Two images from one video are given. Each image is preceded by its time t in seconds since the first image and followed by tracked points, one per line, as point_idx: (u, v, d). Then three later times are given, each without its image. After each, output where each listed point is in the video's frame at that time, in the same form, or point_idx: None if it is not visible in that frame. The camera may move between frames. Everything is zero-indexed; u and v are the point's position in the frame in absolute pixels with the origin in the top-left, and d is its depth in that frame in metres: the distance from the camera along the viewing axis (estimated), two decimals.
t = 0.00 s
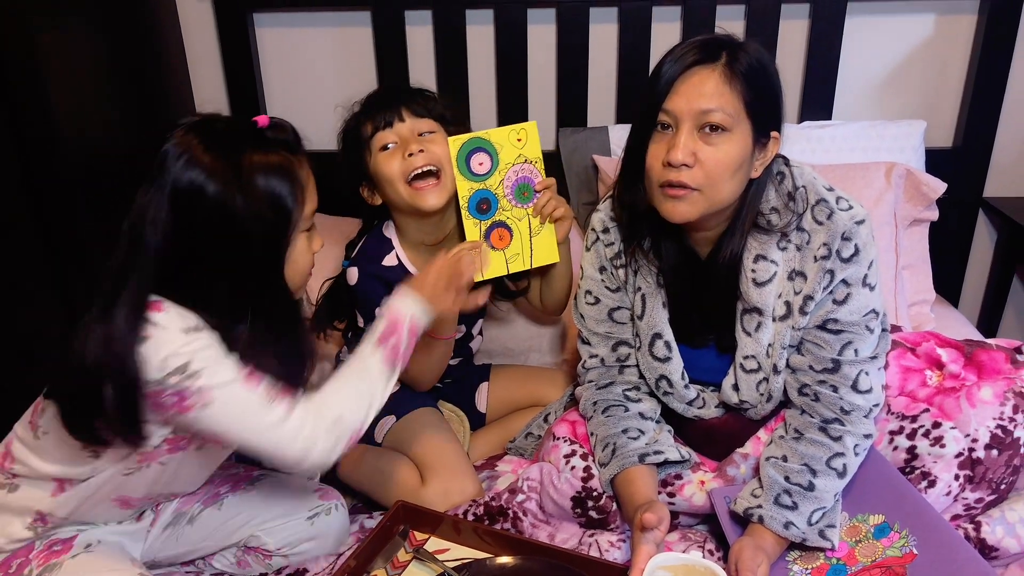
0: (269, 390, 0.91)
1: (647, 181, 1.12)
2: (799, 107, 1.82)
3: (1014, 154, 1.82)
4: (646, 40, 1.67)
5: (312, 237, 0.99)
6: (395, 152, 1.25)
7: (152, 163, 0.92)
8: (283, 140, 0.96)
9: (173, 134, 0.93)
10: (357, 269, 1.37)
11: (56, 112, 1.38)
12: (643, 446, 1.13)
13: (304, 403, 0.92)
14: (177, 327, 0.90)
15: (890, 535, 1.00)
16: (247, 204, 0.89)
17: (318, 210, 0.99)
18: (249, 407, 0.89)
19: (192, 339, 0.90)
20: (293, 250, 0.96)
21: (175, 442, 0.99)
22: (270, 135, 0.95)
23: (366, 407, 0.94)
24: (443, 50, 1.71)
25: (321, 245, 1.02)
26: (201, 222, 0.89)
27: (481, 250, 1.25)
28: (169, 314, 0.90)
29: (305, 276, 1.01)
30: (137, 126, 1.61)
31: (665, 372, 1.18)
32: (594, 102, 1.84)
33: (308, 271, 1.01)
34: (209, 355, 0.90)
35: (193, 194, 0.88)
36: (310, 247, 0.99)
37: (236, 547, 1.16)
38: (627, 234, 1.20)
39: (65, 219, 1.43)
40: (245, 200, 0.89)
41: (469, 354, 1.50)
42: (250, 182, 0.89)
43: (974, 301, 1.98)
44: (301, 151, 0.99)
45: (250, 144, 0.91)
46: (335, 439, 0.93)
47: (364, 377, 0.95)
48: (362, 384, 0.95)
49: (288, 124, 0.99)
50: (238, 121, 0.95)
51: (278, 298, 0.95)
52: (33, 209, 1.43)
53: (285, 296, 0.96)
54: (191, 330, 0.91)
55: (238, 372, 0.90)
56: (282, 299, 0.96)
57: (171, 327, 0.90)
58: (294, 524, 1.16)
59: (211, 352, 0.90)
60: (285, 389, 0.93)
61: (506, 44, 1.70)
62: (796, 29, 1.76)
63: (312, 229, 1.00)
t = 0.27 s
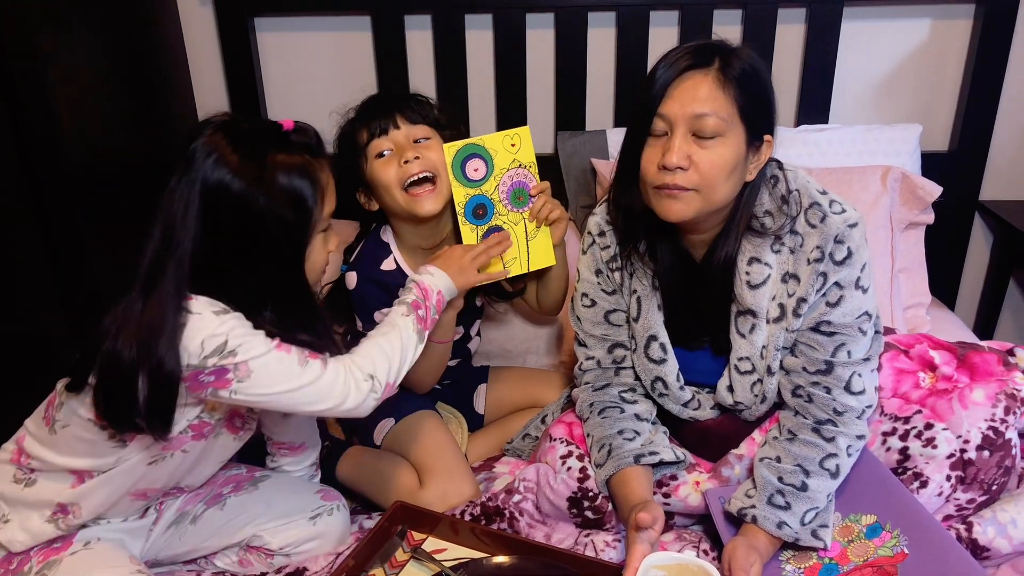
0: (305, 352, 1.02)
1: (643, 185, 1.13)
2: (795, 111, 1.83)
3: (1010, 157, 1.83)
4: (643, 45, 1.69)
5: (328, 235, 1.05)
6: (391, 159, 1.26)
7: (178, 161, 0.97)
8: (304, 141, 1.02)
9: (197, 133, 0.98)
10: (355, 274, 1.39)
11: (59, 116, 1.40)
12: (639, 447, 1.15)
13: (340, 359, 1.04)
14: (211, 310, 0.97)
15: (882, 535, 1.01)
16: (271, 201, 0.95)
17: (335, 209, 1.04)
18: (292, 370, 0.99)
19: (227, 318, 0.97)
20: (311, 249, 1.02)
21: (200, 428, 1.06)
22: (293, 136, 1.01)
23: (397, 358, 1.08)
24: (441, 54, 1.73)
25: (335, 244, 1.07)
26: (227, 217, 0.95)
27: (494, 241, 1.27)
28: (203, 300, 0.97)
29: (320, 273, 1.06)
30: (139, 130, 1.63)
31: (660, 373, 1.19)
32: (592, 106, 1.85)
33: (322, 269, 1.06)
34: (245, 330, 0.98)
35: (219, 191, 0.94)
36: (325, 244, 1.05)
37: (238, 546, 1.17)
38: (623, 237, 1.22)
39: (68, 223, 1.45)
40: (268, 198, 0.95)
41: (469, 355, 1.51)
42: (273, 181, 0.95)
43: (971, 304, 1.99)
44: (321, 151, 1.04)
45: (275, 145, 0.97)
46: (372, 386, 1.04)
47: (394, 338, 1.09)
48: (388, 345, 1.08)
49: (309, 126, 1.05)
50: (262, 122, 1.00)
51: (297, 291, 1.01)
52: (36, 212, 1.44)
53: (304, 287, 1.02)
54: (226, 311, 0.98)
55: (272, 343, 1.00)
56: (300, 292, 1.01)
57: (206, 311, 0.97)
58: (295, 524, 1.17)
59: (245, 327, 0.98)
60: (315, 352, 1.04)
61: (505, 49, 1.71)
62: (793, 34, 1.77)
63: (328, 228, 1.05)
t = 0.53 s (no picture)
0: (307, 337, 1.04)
1: (637, 184, 1.14)
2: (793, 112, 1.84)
3: (1007, 158, 1.84)
4: (640, 46, 1.70)
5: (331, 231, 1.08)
6: (385, 160, 1.27)
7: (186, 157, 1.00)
8: (310, 139, 1.05)
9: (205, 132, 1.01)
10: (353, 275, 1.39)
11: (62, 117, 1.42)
12: (633, 443, 1.15)
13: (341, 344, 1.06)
14: (219, 298, 0.99)
15: (873, 531, 1.02)
16: (279, 195, 0.98)
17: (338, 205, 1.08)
18: (297, 354, 1.01)
19: (234, 305, 0.99)
20: (315, 244, 1.05)
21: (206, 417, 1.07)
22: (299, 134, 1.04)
23: (397, 341, 1.09)
24: (441, 55, 1.74)
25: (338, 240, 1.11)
26: (234, 211, 0.97)
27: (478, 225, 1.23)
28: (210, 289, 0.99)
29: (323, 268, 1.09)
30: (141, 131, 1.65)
31: (655, 371, 1.20)
32: (591, 106, 1.86)
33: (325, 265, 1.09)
34: (252, 316, 1.00)
35: (228, 187, 0.97)
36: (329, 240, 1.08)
37: (236, 540, 1.18)
38: (618, 236, 1.22)
39: (70, 222, 1.47)
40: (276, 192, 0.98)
41: (466, 350, 1.51)
42: (280, 176, 0.98)
43: (969, 305, 2.00)
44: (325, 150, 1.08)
45: (283, 141, 1.00)
46: (374, 369, 1.06)
47: (394, 321, 1.10)
48: (389, 329, 1.09)
49: (314, 126, 1.08)
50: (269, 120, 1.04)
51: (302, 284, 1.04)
52: (39, 212, 1.46)
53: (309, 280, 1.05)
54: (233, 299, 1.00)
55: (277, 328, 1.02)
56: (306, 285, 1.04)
57: (214, 299, 0.99)
58: (293, 518, 1.18)
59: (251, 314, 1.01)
60: (319, 338, 1.06)
61: (503, 49, 1.72)
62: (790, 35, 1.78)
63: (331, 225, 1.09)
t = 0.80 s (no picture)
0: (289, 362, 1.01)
1: (641, 184, 1.14)
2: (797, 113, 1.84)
3: (1010, 160, 1.84)
4: (644, 48, 1.71)
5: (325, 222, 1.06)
6: (393, 164, 1.28)
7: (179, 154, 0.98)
8: (301, 132, 1.04)
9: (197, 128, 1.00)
10: (362, 280, 1.40)
11: (71, 117, 1.43)
12: (637, 442, 1.16)
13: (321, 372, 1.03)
14: (208, 300, 0.98)
15: (877, 529, 1.02)
16: (271, 190, 0.96)
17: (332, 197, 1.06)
18: (272, 381, 0.99)
19: (222, 313, 0.98)
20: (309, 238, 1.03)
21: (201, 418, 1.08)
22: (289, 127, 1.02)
23: (376, 379, 1.06)
24: (446, 56, 1.75)
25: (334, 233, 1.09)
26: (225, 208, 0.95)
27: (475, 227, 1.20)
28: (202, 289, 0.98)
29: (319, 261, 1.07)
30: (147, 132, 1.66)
31: (658, 370, 1.20)
32: (594, 108, 1.87)
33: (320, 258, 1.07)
34: (238, 328, 0.99)
35: (220, 184, 0.95)
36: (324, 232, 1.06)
37: (242, 537, 1.19)
38: (622, 235, 1.23)
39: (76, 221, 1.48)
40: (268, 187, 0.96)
41: (472, 352, 1.53)
42: (272, 171, 0.96)
43: (972, 307, 2.00)
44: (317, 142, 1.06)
45: (273, 134, 0.98)
46: (347, 407, 1.04)
47: (375, 353, 1.06)
48: (369, 363, 1.06)
49: (304, 119, 1.06)
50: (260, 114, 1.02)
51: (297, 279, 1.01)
52: (47, 212, 1.47)
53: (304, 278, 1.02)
54: (223, 305, 0.99)
55: (261, 346, 1.00)
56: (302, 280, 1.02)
57: (203, 300, 0.98)
58: (298, 515, 1.19)
59: (238, 325, 0.99)
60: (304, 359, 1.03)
61: (507, 51, 1.73)
62: (794, 36, 1.78)
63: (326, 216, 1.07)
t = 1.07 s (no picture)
0: (207, 428, 0.91)
1: (653, 187, 1.14)
2: (806, 115, 1.84)
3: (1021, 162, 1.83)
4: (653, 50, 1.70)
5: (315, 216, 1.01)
6: (406, 171, 1.28)
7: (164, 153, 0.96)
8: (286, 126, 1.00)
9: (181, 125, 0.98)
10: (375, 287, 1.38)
11: (81, 119, 1.44)
12: (648, 446, 1.15)
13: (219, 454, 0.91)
14: (166, 323, 0.93)
15: (890, 535, 1.01)
16: (246, 185, 0.92)
17: (319, 190, 1.00)
18: (179, 437, 0.90)
19: (171, 344, 0.92)
20: (293, 235, 0.98)
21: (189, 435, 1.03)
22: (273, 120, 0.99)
23: (263, 488, 0.93)
24: (454, 58, 1.75)
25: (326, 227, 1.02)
26: (197, 205, 0.93)
27: (405, 307, 0.95)
28: (168, 309, 0.94)
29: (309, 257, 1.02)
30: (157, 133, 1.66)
31: (670, 373, 1.19)
32: (603, 110, 1.87)
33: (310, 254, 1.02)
34: (181, 367, 0.92)
35: (195, 180, 0.92)
36: (313, 226, 1.00)
37: (252, 539, 1.17)
38: (633, 238, 1.23)
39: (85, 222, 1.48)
40: (245, 182, 0.92)
41: (483, 355, 1.54)
42: (249, 167, 0.92)
43: (982, 310, 1.99)
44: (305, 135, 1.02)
45: (251, 129, 0.95)
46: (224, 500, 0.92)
47: (269, 450, 0.92)
48: (265, 460, 0.92)
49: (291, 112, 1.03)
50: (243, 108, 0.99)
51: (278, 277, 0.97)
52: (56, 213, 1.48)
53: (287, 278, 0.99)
54: (177, 335, 0.93)
55: (190, 397, 0.91)
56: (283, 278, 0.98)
57: (160, 321, 0.93)
58: (309, 516, 1.18)
59: (185, 362, 0.92)
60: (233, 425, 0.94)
61: (516, 53, 1.73)
62: (804, 38, 1.78)
63: (317, 210, 1.01)
